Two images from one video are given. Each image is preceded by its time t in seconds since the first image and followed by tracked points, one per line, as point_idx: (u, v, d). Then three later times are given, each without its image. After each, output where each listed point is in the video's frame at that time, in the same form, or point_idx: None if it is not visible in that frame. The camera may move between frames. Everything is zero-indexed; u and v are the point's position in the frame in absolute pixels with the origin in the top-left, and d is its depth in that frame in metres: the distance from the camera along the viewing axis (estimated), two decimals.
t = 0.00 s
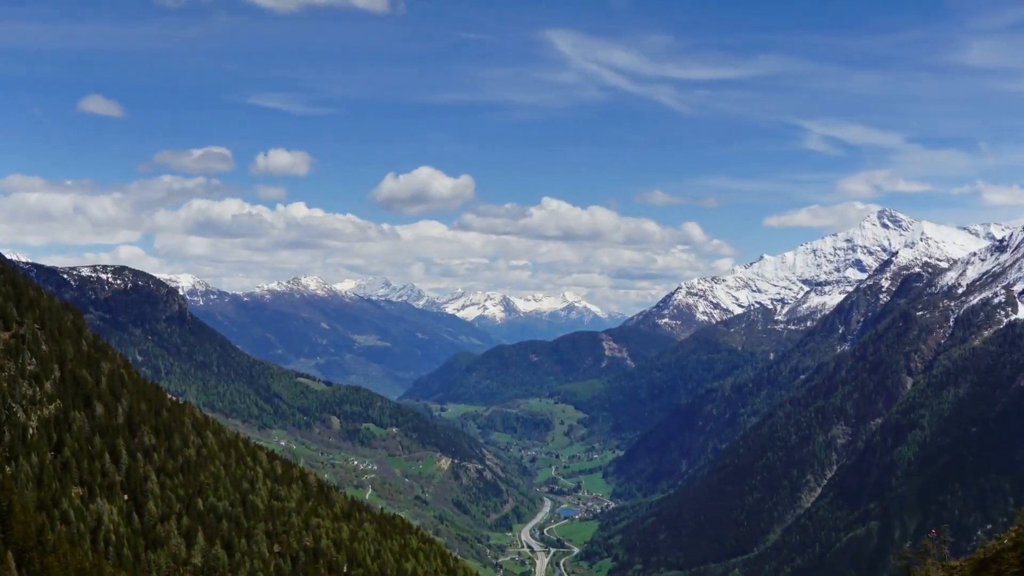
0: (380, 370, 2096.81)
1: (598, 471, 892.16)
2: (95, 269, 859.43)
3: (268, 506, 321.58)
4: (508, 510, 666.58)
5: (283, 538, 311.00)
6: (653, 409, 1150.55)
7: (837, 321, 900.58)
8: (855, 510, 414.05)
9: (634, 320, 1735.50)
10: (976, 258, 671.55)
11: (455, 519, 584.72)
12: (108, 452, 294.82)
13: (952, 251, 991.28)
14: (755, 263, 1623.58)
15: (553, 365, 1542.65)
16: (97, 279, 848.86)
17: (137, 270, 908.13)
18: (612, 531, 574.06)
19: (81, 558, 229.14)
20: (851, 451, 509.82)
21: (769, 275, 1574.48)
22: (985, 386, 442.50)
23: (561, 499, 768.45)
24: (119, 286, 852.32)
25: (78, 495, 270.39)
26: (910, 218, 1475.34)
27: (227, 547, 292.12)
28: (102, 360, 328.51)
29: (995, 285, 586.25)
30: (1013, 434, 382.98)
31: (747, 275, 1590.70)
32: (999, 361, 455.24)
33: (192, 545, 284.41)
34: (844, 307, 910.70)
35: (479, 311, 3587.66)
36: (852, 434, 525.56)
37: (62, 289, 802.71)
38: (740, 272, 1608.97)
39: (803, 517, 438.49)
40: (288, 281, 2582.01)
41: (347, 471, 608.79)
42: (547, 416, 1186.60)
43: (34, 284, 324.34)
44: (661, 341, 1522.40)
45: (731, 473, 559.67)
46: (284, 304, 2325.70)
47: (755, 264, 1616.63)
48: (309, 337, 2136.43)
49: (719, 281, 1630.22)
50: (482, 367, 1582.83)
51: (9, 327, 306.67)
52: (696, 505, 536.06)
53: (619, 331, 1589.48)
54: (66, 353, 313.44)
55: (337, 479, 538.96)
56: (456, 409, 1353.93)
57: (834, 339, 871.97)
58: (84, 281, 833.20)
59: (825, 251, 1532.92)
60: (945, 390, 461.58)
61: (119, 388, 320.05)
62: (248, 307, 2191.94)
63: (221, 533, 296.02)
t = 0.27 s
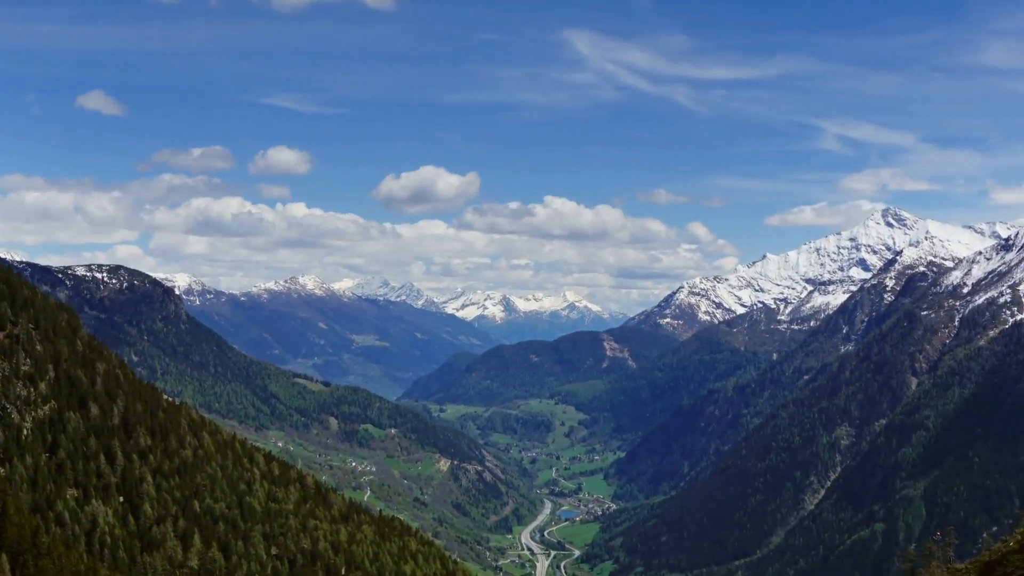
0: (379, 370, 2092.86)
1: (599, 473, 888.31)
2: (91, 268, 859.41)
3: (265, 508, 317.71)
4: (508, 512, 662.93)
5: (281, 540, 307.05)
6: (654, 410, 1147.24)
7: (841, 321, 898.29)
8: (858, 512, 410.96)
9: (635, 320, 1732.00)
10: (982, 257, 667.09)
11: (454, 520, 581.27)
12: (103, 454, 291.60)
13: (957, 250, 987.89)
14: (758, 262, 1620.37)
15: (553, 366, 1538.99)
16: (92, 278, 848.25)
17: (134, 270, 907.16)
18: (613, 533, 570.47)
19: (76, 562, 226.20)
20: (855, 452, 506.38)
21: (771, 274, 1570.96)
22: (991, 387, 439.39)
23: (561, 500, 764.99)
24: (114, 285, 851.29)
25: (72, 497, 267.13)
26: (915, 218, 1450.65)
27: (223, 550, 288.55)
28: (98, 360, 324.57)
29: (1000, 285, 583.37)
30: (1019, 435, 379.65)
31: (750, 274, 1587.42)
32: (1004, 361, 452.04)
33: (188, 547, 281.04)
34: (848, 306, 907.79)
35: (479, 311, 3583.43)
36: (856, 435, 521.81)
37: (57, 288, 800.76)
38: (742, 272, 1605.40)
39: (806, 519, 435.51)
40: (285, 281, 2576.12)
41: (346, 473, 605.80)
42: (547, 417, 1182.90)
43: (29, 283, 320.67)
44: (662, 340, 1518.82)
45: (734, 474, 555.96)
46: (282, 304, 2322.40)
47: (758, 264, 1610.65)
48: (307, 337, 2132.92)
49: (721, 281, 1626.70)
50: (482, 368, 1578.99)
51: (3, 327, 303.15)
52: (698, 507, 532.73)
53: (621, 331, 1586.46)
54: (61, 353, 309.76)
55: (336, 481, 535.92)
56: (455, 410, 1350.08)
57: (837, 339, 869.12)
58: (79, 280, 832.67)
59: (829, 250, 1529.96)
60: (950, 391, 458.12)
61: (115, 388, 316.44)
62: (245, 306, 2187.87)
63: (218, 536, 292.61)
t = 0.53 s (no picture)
0: (377, 371, 2088.84)
1: (600, 474, 884.26)
2: (86, 267, 860.26)
3: (262, 510, 314.08)
4: (508, 514, 659.45)
5: (278, 543, 303.55)
6: (655, 411, 1143.42)
7: (845, 321, 895.07)
8: (862, 514, 407.67)
9: (637, 320, 1727.27)
10: (987, 257, 661.54)
11: (453, 522, 577.59)
12: (99, 455, 288.26)
13: (961, 249, 983.75)
14: (760, 261, 1616.19)
15: (553, 367, 1534.50)
16: (88, 278, 846.72)
17: (130, 270, 905.35)
18: (614, 535, 566.71)
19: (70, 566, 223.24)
20: (859, 454, 502.85)
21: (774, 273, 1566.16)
22: (996, 388, 435.98)
23: (561, 502, 761.21)
24: (110, 285, 849.58)
25: (67, 499, 264.13)
26: (919, 215, 1464.77)
27: (220, 552, 285.03)
28: (93, 361, 320.77)
29: (1006, 284, 579.70)
30: None
31: (753, 273, 1583.09)
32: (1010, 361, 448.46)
33: (184, 550, 277.71)
34: (852, 306, 904.16)
35: (478, 310, 3577.99)
36: (860, 436, 518.31)
37: (51, 288, 798.40)
38: (745, 272, 1600.09)
39: (809, 521, 432.31)
40: (283, 281, 2571.31)
41: (344, 474, 602.53)
42: (548, 418, 1178.85)
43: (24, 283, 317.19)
44: (664, 340, 1514.36)
45: (736, 476, 552.35)
46: (279, 303, 2318.98)
47: (761, 263, 1603.77)
48: (305, 337, 2128.65)
49: (723, 280, 1621.87)
50: (481, 368, 1574.92)
51: None
52: (701, 509, 529.07)
53: (622, 330, 1582.50)
54: (56, 354, 306.30)
55: (334, 483, 531.79)
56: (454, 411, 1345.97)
57: (841, 340, 865.68)
58: (74, 279, 833.32)
59: (832, 249, 1525.68)
60: (955, 392, 454.88)
61: (110, 389, 312.90)
62: (242, 306, 2183.59)
63: (214, 538, 289.13)
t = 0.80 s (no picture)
0: (376, 371, 2085.63)
1: (601, 476, 880.85)
2: (81, 266, 856.12)
3: (259, 512, 310.45)
4: (508, 516, 656.22)
5: (275, 545, 300.01)
6: (657, 412, 1140.00)
7: (848, 321, 892.27)
8: (866, 516, 404.42)
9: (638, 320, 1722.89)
10: (992, 256, 656.64)
11: (452, 524, 574.32)
12: (94, 457, 284.95)
13: (967, 248, 979.71)
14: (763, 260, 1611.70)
15: (554, 367, 1530.31)
16: (83, 277, 842.72)
17: (125, 268, 900.64)
18: (615, 537, 563.63)
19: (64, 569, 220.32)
20: (863, 455, 499.75)
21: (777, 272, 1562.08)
22: (1002, 388, 432.57)
23: (562, 504, 757.92)
24: (105, 284, 845.89)
25: (62, 501, 261.03)
26: (923, 213, 1473.93)
27: (217, 555, 281.67)
28: (88, 361, 316.83)
29: (1012, 284, 575.97)
30: None
31: (755, 272, 1578.88)
32: (1016, 361, 445.04)
33: (180, 553, 274.44)
34: (856, 306, 899.91)
35: (478, 310, 3573.44)
36: (864, 438, 515.44)
37: (46, 287, 794.52)
38: (747, 271, 1594.46)
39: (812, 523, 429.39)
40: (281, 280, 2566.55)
41: (342, 476, 599.63)
42: (548, 419, 1175.07)
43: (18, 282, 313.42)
44: (666, 340, 1510.50)
45: (739, 477, 548.99)
46: (276, 303, 2315.38)
47: (764, 262, 1597.18)
48: (302, 337, 2125.08)
49: (725, 280, 1617.28)
50: (481, 369, 1571.20)
51: None
52: (703, 510, 525.90)
53: (623, 330, 1578.80)
54: (50, 354, 302.62)
55: (332, 486, 528.30)
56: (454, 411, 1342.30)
57: (845, 340, 862.61)
58: (69, 278, 828.54)
59: (836, 248, 1521.47)
60: (960, 392, 451.74)
61: (106, 390, 309.29)
62: (239, 306, 2179.90)
63: (211, 541, 285.60)
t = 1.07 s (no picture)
0: (374, 372, 2082.51)
1: (602, 478, 877.29)
2: (76, 266, 849.22)
3: (256, 514, 306.96)
4: (508, 518, 653.02)
5: (273, 548, 296.44)
6: (658, 413, 1136.99)
7: (852, 321, 889.42)
8: (871, 518, 401.69)
9: (639, 320, 1719.57)
10: (997, 255, 652.60)
11: (450, 526, 570.90)
12: (89, 458, 281.73)
13: (972, 247, 976.36)
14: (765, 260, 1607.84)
15: (555, 367, 1526.38)
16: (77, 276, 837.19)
17: (120, 267, 895.04)
18: (616, 539, 560.54)
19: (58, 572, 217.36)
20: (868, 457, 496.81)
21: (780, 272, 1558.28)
22: (1008, 388, 429.26)
23: (563, 506, 754.74)
24: (100, 283, 840.71)
25: (57, 502, 257.92)
26: (928, 212, 1457.31)
27: (213, 558, 278.45)
28: (83, 361, 312.96)
29: (1018, 283, 572.75)
30: None
31: (758, 272, 1574.99)
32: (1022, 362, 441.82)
33: (176, 556, 271.20)
34: (860, 305, 902.32)
35: (478, 310, 3568.89)
36: (868, 439, 513.07)
37: (40, 286, 789.71)
38: (749, 271, 1589.82)
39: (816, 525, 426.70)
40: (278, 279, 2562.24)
41: (339, 477, 596.52)
42: (549, 420, 1171.19)
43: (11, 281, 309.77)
44: (667, 340, 1506.97)
45: (742, 479, 545.81)
46: (273, 302, 2311.83)
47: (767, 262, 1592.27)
48: (299, 337, 2123.20)
49: (728, 279, 1613.09)
50: (480, 370, 1568.06)
51: None
52: (705, 512, 522.85)
53: (624, 330, 1575.15)
54: (45, 354, 299.43)
55: (330, 488, 525.02)
56: (453, 412, 1339.20)
57: (848, 340, 860.12)
58: (64, 278, 820.94)
59: (840, 247, 1517.61)
60: (965, 393, 448.69)
61: (100, 391, 305.73)
62: (236, 305, 2176.74)
63: (207, 542, 282.07)
